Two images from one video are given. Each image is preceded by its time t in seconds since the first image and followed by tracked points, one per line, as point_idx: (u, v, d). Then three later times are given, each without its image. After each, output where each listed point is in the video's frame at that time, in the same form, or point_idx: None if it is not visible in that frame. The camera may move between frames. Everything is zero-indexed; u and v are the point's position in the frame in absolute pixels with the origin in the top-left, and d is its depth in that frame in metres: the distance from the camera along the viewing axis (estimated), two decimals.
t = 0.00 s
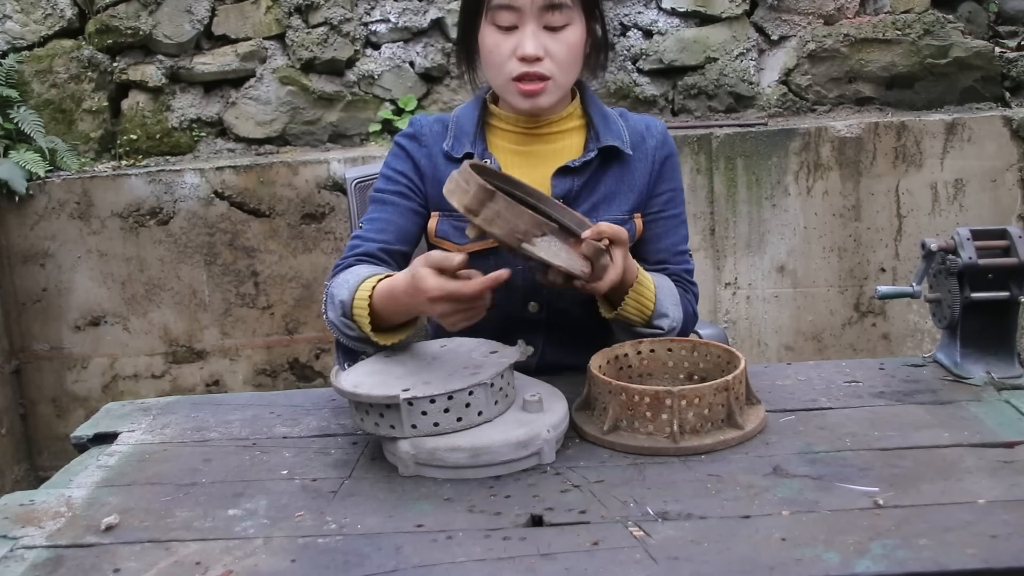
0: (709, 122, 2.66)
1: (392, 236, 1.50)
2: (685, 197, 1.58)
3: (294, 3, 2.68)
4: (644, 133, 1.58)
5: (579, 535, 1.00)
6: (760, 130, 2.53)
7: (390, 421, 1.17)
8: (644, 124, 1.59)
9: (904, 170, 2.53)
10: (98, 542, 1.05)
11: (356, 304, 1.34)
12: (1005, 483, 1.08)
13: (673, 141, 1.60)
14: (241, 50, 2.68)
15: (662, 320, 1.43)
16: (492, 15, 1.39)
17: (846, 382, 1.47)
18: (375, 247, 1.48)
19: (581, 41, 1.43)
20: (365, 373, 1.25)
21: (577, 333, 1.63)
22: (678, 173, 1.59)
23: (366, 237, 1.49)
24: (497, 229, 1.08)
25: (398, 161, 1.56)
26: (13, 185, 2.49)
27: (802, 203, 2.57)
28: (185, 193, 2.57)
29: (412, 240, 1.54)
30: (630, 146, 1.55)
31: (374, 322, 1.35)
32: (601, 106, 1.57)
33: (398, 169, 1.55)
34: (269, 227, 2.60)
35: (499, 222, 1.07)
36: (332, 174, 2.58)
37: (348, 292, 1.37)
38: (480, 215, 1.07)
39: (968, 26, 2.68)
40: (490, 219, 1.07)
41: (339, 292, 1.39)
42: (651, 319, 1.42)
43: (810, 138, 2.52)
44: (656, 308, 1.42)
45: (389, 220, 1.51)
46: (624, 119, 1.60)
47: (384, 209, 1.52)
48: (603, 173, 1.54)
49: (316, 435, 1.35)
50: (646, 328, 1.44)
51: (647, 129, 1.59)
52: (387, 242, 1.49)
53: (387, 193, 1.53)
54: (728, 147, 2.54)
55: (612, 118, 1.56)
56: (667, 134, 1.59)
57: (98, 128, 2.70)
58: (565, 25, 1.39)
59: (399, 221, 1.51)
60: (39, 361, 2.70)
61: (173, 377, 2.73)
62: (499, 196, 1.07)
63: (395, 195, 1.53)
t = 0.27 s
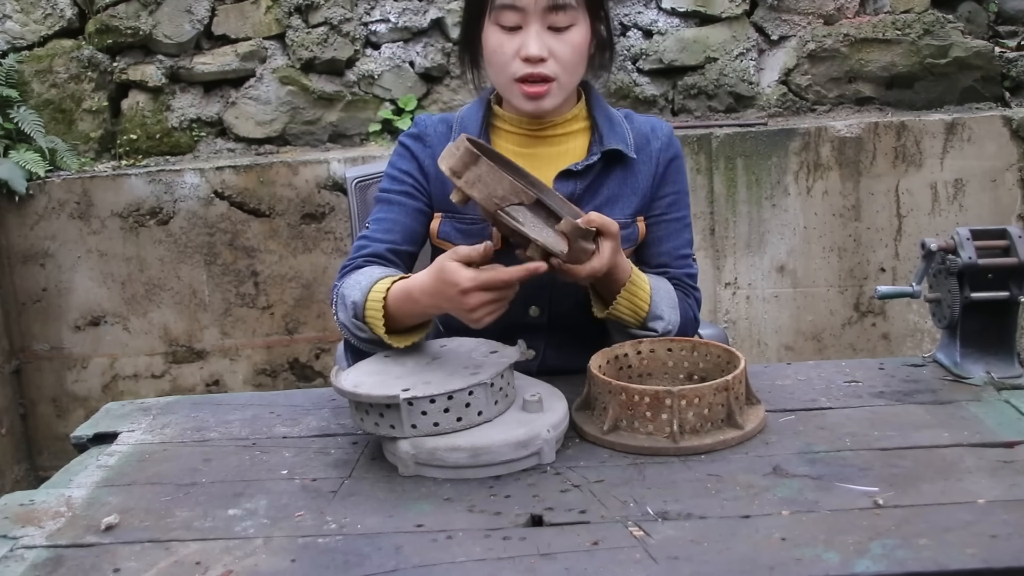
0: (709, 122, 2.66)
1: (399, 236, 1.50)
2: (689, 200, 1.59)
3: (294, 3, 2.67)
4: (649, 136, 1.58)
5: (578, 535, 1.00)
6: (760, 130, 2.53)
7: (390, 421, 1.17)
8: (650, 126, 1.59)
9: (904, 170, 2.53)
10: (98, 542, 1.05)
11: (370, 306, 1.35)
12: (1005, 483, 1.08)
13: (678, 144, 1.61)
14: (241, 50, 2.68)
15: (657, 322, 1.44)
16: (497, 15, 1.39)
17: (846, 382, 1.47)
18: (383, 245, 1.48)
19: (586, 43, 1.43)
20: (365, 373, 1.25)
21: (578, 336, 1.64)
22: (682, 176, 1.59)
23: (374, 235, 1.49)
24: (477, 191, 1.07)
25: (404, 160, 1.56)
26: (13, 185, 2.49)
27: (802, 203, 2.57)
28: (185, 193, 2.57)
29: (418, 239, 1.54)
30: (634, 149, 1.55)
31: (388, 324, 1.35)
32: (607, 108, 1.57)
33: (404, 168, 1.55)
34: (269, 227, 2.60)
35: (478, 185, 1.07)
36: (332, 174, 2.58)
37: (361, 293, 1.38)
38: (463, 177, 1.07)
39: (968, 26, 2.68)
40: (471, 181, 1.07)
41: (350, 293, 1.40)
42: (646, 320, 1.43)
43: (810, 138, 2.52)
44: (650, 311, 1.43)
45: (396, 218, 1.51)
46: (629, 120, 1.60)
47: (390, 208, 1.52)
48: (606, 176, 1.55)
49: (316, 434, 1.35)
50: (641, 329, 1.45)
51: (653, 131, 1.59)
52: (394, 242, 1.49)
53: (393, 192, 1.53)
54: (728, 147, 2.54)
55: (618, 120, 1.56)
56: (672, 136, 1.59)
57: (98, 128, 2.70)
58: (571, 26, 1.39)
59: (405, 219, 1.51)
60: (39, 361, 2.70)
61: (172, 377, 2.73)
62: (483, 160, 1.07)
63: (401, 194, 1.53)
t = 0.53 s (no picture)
0: (709, 122, 2.66)
1: (397, 242, 1.51)
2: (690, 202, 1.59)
3: (294, 3, 2.68)
4: (650, 137, 1.58)
5: (578, 535, 1.00)
6: (760, 130, 2.53)
7: (389, 421, 1.17)
8: (650, 127, 1.59)
9: (904, 170, 2.54)
10: (99, 542, 1.05)
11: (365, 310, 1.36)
12: (1004, 483, 1.08)
13: (679, 145, 1.61)
14: (241, 50, 2.68)
15: (654, 326, 1.45)
16: (502, 14, 1.39)
17: (846, 383, 1.47)
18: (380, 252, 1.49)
19: (589, 46, 1.43)
20: (365, 373, 1.25)
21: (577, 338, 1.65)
22: (683, 177, 1.59)
23: (372, 242, 1.50)
24: (476, 190, 1.08)
25: (402, 164, 1.56)
26: (13, 185, 2.49)
27: (802, 203, 2.58)
28: (186, 193, 2.57)
29: (417, 242, 1.54)
30: (634, 152, 1.55)
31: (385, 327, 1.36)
32: (607, 109, 1.57)
33: (402, 172, 1.55)
34: (269, 227, 2.60)
35: (478, 184, 1.08)
36: (332, 174, 2.58)
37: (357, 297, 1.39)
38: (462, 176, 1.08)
39: (968, 26, 2.68)
40: (471, 180, 1.08)
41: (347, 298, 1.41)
42: (644, 324, 1.44)
43: (810, 138, 2.53)
44: (647, 316, 1.44)
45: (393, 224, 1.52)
46: (629, 121, 1.60)
47: (388, 213, 1.53)
48: (605, 178, 1.55)
49: (317, 434, 1.36)
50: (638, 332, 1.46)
51: (653, 133, 1.59)
52: (391, 248, 1.50)
53: (391, 197, 1.53)
54: (727, 147, 2.54)
55: (617, 122, 1.56)
56: (672, 138, 1.59)
57: (98, 128, 2.71)
58: (576, 29, 1.39)
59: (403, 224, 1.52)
60: (39, 361, 2.71)
61: (173, 377, 2.73)
62: (482, 158, 1.07)
63: (399, 199, 1.53)
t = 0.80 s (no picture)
0: (709, 122, 2.67)
1: (390, 246, 1.51)
2: (687, 201, 1.59)
3: (294, 3, 2.67)
4: (646, 136, 1.58)
5: (579, 535, 1.00)
6: (760, 130, 2.54)
7: (389, 420, 1.18)
8: (646, 126, 1.60)
9: (904, 170, 2.54)
10: (99, 542, 1.05)
11: (355, 305, 1.37)
12: (1004, 483, 1.08)
13: (675, 143, 1.61)
14: (241, 50, 2.68)
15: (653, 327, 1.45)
16: (505, 6, 1.39)
17: (846, 382, 1.47)
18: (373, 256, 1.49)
19: (589, 42, 1.44)
20: (365, 373, 1.25)
21: (575, 338, 1.65)
22: (680, 176, 1.59)
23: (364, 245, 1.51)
24: (481, 198, 1.11)
25: (396, 167, 1.57)
26: (13, 185, 2.49)
27: (802, 203, 2.58)
28: (186, 193, 2.57)
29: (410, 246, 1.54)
30: (631, 150, 1.55)
31: (374, 322, 1.37)
32: (603, 108, 1.57)
33: (396, 176, 1.56)
34: (269, 227, 2.61)
35: (482, 192, 1.10)
36: (332, 174, 2.58)
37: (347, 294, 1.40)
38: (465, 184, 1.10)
39: (968, 26, 2.68)
40: (474, 188, 1.10)
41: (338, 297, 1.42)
42: (643, 324, 1.44)
43: (810, 138, 2.53)
44: (647, 316, 1.44)
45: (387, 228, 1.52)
46: (626, 120, 1.60)
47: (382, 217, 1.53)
48: (602, 177, 1.55)
49: (317, 434, 1.36)
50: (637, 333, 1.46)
51: (649, 132, 1.59)
52: (384, 252, 1.51)
53: (386, 201, 1.54)
54: (727, 147, 2.54)
55: (613, 121, 1.56)
56: (669, 136, 1.59)
57: (99, 128, 2.71)
58: (577, 23, 1.40)
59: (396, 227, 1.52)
60: (40, 361, 2.71)
61: (173, 377, 2.73)
62: (485, 167, 1.09)
63: (393, 202, 1.54)
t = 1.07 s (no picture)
0: (709, 122, 2.67)
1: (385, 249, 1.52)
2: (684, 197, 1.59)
3: (294, 3, 2.67)
4: (642, 133, 1.58)
5: (578, 535, 1.00)
6: (760, 130, 2.54)
7: (389, 420, 1.18)
8: (642, 123, 1.60)
9: (903, 170, 2.54)
10: (99, 542, 1.05)
11: (336, 299, 1.37)
12: (1004, 483, 1.08)
13: (672, 140, 1.61)
14: (241, 50, 2.68)
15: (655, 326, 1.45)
16: (513, 9, 1.39)
17: (846, 382, 1.47)
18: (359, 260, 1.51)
19: (594, 48, 1.44)
20: (365, 373, 1.25)
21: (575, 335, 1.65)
22: (677, 172, 1.59)
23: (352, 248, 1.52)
24: (486, 229, 1.06)
25: (391, 171, 1.59)
26: (13, 185, 2.49)
27: (802, 203, 2.58)
28: (186, 193, 2.57)
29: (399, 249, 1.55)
30: (627, 148, 1.56)
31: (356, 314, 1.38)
32: (599, 106, 1.57)
33: (390, 180, 1.58)
34: (269, 227, 2.61)
35: (487, 223, 1.06)
36: (332, 174, 2.58)
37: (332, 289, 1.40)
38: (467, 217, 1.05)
39: (968, 26, 2.68)
40: (478, 219, 1.05)
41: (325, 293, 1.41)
42: (644, 324, 1.45)
43: (810, 138, 2.53)
44: (648, 314, 1.44)
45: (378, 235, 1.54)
46: (622, 118, 1.61)
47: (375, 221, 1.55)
48: (599, 175, 1.55)
49: (317, 434, 1.36)
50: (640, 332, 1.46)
51: (645, 129, 1.59)
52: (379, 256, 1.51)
53: (380, 205, 1.55)
54: (727, 147, 2.54)
55: (610, 118, 1.56)
56: (665, 133, 1.59)
57: (99, 128, 2.71)
58: (584, 29, 1.40)
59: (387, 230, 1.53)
60: (40, 361, 2.71)
61: (173, 377, 2.73)
62: (487, 197, 1.05)
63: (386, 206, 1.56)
